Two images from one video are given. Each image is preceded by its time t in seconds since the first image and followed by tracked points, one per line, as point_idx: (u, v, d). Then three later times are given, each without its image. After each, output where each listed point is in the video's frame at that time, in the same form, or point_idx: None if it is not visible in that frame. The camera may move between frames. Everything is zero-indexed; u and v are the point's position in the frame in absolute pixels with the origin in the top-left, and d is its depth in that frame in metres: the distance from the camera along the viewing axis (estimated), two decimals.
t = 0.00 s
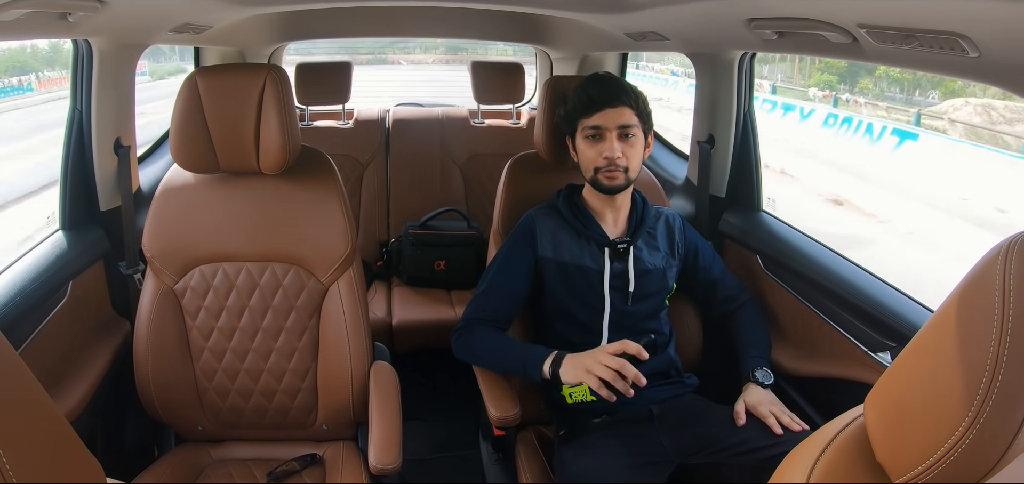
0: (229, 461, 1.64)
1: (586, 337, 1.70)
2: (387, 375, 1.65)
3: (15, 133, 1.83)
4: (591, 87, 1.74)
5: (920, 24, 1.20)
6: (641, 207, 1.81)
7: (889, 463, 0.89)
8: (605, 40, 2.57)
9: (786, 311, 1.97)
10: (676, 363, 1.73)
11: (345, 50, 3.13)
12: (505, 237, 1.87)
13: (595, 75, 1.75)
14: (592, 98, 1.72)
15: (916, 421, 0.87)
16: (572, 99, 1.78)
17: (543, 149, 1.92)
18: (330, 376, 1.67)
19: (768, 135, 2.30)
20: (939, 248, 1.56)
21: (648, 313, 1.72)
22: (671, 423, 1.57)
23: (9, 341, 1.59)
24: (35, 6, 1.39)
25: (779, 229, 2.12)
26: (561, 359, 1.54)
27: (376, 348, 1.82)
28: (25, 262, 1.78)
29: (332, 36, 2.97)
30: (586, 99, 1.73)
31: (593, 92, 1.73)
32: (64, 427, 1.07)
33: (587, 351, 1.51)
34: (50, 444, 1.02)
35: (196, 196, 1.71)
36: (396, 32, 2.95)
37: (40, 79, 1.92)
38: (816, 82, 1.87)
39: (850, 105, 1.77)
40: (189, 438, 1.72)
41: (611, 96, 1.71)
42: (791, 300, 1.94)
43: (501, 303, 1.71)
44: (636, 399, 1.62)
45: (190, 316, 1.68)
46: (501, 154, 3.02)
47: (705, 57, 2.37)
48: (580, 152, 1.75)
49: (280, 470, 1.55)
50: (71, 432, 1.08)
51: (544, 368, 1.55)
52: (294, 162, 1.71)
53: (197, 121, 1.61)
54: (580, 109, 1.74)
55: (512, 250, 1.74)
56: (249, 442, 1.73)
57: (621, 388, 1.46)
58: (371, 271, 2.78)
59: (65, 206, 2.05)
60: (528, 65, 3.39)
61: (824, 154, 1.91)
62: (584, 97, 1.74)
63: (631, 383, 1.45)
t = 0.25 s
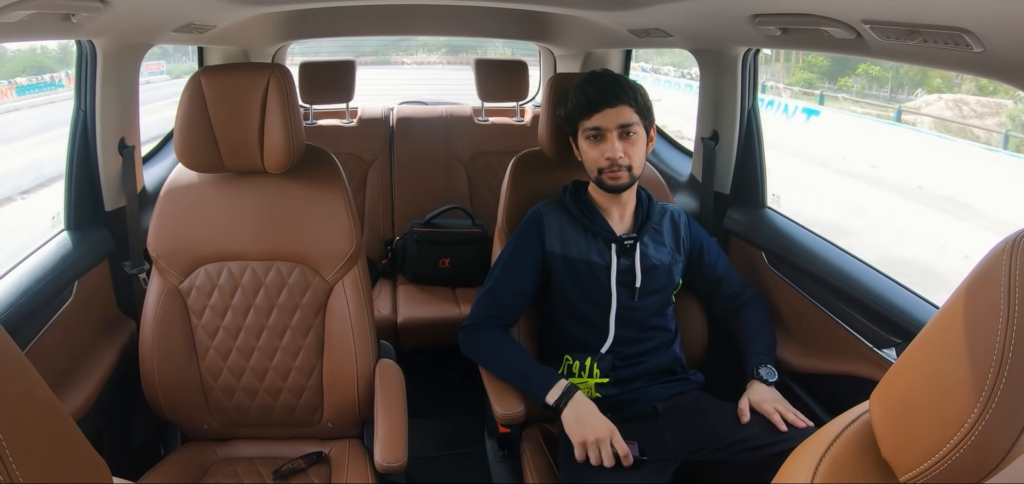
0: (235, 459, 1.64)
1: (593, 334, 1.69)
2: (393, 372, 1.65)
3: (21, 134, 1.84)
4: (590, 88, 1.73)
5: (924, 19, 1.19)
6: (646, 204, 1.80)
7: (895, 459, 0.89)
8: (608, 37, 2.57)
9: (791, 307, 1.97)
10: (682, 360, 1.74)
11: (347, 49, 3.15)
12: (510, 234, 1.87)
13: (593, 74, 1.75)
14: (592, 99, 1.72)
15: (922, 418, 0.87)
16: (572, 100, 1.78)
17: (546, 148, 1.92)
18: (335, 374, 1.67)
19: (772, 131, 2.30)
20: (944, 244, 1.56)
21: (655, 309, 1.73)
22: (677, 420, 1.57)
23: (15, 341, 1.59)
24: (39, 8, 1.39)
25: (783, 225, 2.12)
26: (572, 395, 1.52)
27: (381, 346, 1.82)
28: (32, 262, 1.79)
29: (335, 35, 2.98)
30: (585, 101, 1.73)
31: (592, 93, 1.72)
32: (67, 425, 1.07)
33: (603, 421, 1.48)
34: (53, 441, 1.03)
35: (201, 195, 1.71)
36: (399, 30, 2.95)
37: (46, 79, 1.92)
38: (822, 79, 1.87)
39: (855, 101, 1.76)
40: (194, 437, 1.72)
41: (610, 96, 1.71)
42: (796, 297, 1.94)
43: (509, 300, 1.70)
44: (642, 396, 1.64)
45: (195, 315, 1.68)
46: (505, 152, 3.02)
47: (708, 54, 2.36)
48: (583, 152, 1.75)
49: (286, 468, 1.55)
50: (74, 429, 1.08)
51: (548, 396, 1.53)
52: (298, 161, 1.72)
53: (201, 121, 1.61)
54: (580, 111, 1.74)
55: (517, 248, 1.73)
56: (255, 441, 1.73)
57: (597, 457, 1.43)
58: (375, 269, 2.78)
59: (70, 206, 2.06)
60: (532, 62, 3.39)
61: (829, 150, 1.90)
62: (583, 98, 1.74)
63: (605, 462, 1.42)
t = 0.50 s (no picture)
0: (235, 457, 1.64)
1: (592, 334, 1.69)
2: (393, 371, 1.65)
3: (23, 131, 1.84)
4: (580, 85, 1.74)
5: (926, 19, 1.19)
6: (647, 203, 1.80)
7: (895, 459, 0.89)
8: (610, 36, 2.57)
9: (792, 307, 1.97)
10: (682, 360, 1.73)
11: (349, 47, 3.14)
12: (510, 233, 1.87)
13: (581, 73, 1.76)
14: (581, 96, 1.73)
15: (922, 418, 0.87)
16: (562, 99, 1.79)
17: (546, 147, 1.92)
18: (336, 372, 1.67)
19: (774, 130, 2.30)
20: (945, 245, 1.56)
21: (653, 309, 1.73)
22: (678, 419, 1.57)
23: (15, 339, 1.59)
24: (40, 6, 1.39)
25: (784, 225, 2.12)
26: (566, 380, 1.52)
27: (382, 344, 1.82)
28: (33, 260, 1.79)
29: (337, 34, 2.98)
30: (575, 98, 1.74)
31: (581, 90, 1.73)
32: (67, 422, 1.07)
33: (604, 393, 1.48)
34: (54, 438, 1.03)
35: (202, 193, 1.71)
36: (401, 29, 2.95)
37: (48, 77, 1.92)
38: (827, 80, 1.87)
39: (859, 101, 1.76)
40: (195, 435, 1.72)
41: (599, 92, 1.72)
42: (797, 296, 1.94)
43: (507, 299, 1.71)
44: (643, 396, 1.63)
45: (196, 313, 1.68)
46: (507, 150, 3.02)
47: (710, 53, 2.36)
48: (576, 149, 1.75)
49: (286, 466, 1.55)
50: (74, 427, 1.08)
51: (546, 384, 1.53)
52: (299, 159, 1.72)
53: (203, 119, 1.61)
54: (570, 108, 1.75)
55: (518, 247, 1.73)
56: (256, 439, 1.73)
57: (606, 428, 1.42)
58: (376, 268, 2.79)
59: (71, 204, 2.06)
60: (533, 61, 3.39)
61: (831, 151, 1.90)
62: (573, 97, 1.74)
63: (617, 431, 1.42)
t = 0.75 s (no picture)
0: (236, 457, 1.64)
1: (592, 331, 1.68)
2: (395, 371, 1.65)
3: (25, 131, 1.84)
4: (585, 89, 1.72)
5: (928, 19, 1.19)
6: (646, 200, 1.80)
7: (897, 459, 0.89)
8: (612, 36, 2.57)
9: (794, 307, 1.97)
10: (684, 360, 1.72)
11: (351, 46, 3.14)
12: (512, 232, 1.87)
13: (588, 74, 1.74)
14: (586, 100, 1.71)
15: (923, 418, 0.87)
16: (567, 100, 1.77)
17: (549, 146, 1.92)
18: (337, 372, 1.68)
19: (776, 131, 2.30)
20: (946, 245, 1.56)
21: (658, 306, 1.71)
22: (679, 420, 1.57)
23: (17, 338, 1.59)
24: (43, 5, 1.39)
25: (786, 225, 2.12)
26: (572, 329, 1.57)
27: (383, 344, 1.82)
28: (35, 260, 1.79)
29: (339, 33, 2.98)
30: (579, 102, 1.72)
31: (586, 94, 1.71)
32: (68, 423, 1.07)
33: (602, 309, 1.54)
34: (54, 437, 1.03)
35: (204, 192, 1.71)
36: (403, 29, 2.95)
37: (50, 76, 1.92)
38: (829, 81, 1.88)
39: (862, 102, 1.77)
40: (196, 434, 1.72)
41: (604, 97, 1.70)
42: (799, 297, 1.94)
43: (508, 298, 1.71)
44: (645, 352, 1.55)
45: (198, 312, 1.68)
46: (508, 151, 3.02)
47: (712, 53, 2.36)
48: (578, 152, 1.75)
49: (288, 466, 1.55)
50: (75, 428, 1.08)
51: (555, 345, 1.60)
52: (301, 159, 1.72)
53: (204, 119, 1.61)
54: (574, 111, 1.73)
55: (519, 246, 1.74)
56: (257, 438, 1.73)
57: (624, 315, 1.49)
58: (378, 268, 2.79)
59: (73, 204, 2.06)
60: (536, 61, 3.39)
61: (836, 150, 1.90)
62: (577, 100, 1.73)
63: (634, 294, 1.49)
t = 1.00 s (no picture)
0: (237, 462, 1.64)
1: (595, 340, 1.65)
2: (396, 376, 1.65)
3: (25, 136, 1.84)
4: (597, 106, 1.69)
5: (928, 23, 1.19)
6: (650, 206, 1.81)
7: (897, 464, 0.89)
8: (612, 41, 2.57)
9: (795, 312, 1.97)
10: (685, 366, 1.72)
11: (352, 52, 3.18)
12: (513, 238, 1.87)
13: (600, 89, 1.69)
14: (596, 119, 1.68)
15: (924, 422, 0.87)
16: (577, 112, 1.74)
17: (551, 152, 1.92)
18: (337, 377, 1.67)
19: (775, 135, 2.30)
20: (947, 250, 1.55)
21: (658, 313, 1.71)
22: (679, 425, 1.57)
23: (17, 343, 1.59)
24: (43, 10, 1.39)
25: (787, 230, 2.12)
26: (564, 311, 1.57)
27: (384, 349, 1.82)
28: (34, 265, 1.78)
29: (339, 38, 2.98)
30: (590, 119, 1.69)
31: (597, 111, 1.68)
32: (68, 428, 1.07)
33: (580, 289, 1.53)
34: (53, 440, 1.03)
35: (204, 197, 1.71)
36: (403, 34, 2.96)
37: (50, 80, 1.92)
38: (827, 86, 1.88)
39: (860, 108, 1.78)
40: (196, 439, 1.72)
41: (616, 117, 1.67)
42: (800, 302, 1.94)
43: (509, 305, 1.71)
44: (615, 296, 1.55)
45: (198, 318, 1.68)
46: (508, 156, 3.03)
47: (711, 58, 2.36)
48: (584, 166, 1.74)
49: (288, 471, 1.55)
50: (75, 433, 1.08)
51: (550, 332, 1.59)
52: (302, 165, 1.72)
53: (204, 124, 1.61)
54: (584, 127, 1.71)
55: (520, 251, 1.74)
56: (257, 443, 1.73)
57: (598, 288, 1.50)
58: (378, 273, 2.79)
59: (73, 208, 2.06)
60: (536, 67, 3.40)
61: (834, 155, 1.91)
62: (588, 116, 1.70)
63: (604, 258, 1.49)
